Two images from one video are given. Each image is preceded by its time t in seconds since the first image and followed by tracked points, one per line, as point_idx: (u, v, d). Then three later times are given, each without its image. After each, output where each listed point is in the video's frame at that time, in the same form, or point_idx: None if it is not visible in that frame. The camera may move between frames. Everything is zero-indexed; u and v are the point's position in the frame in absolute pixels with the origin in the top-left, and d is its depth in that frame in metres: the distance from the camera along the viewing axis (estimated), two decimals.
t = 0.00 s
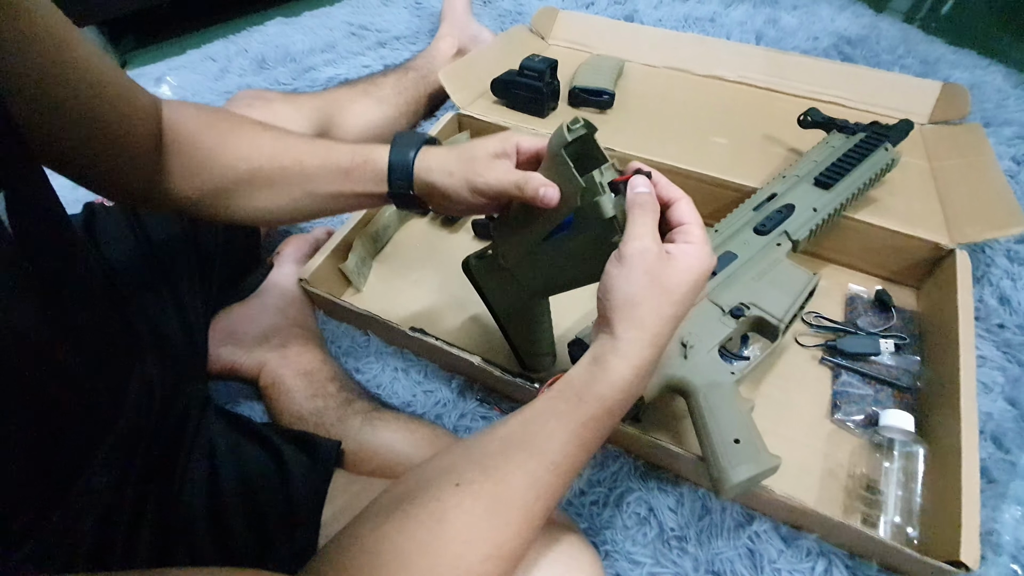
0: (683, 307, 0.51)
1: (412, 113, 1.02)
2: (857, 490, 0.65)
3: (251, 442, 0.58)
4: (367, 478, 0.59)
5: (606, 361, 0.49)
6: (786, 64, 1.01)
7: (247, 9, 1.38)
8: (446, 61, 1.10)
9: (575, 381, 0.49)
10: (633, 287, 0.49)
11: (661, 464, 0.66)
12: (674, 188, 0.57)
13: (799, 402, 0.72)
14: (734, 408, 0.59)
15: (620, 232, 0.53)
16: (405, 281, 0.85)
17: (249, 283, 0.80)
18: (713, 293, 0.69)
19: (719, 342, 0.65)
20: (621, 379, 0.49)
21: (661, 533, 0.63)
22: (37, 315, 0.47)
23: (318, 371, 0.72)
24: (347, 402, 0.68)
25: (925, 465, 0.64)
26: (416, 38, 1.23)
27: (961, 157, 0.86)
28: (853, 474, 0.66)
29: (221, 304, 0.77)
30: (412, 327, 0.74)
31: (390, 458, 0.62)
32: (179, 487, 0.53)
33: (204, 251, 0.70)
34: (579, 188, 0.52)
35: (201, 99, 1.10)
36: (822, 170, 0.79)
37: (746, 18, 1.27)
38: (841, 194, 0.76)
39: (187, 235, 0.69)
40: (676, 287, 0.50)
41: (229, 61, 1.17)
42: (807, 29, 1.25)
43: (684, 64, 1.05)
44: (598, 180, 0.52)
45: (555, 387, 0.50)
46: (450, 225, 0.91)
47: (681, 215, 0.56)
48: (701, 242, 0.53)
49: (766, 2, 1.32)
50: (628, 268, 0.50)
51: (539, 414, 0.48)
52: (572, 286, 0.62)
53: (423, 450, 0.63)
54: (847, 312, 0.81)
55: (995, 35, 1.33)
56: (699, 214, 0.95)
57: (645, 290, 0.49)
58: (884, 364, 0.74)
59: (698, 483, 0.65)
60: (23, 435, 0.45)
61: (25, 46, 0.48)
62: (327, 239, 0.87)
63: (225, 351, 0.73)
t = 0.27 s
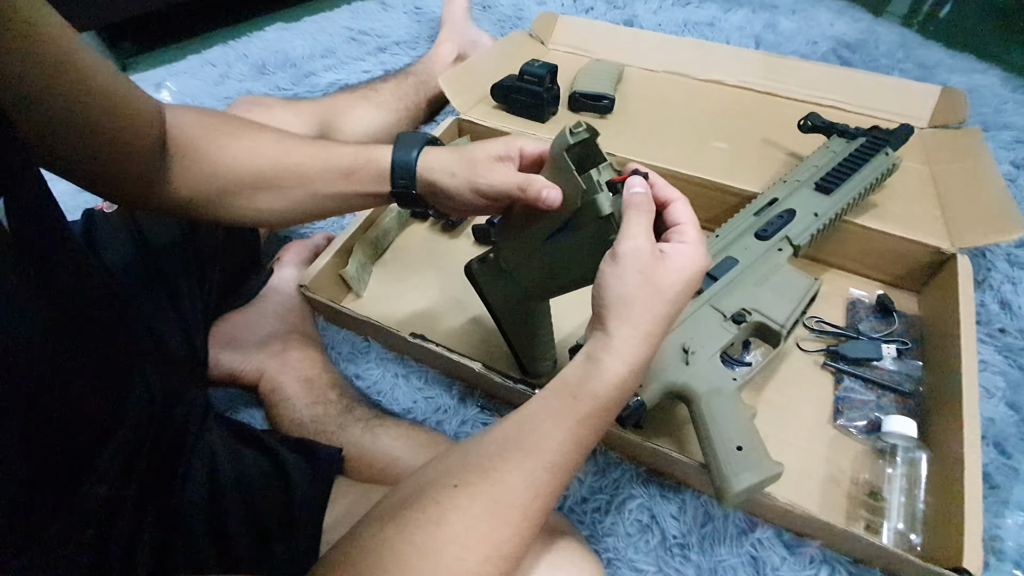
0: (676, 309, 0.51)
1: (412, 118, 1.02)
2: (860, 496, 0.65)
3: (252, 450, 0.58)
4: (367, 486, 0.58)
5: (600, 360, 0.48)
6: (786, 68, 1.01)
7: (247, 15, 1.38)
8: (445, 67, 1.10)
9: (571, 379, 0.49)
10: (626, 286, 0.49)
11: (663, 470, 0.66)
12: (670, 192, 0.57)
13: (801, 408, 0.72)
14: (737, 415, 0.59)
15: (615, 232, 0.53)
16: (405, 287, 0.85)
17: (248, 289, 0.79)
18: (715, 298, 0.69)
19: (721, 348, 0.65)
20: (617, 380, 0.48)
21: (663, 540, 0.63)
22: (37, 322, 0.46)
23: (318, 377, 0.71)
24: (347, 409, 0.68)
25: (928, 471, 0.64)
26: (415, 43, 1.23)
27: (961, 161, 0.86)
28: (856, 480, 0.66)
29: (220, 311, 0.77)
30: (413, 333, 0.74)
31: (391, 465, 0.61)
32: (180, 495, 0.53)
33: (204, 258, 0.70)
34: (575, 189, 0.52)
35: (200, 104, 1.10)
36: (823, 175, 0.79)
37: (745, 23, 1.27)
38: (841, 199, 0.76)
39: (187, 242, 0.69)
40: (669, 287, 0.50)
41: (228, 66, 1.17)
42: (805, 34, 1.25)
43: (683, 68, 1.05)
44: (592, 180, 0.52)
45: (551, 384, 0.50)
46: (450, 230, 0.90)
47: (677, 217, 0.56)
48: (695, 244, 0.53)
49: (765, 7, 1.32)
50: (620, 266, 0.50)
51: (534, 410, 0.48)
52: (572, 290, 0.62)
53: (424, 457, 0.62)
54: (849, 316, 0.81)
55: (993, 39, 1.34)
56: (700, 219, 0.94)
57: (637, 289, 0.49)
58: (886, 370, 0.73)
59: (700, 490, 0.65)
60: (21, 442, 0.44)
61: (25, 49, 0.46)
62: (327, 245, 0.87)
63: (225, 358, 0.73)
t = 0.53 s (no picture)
0: (666, 301, 0.50)
1: (414, 122, 1.02)
2: (865, 501, 0.65)
3: (255, 456, 0.58)
4: (371, 490, 0.58)
5: (586, 350, 0.47)
6: (788, 72, 1.01)
7: (249, 19, 1.38)
8: (448, 71, 1.10)
9: (559, 371, 0.48)
10: (614, 278, 0.48)
11: (667, 474, 0.65)
12: (666, 186, 0.56)
13: (805, 412, 0.72)
14: (741, 419, 0.58)
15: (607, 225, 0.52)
16: (406, 291, 0.84)
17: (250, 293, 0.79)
18: (718, 302, 0.68)
19: (725, 352, 0.65)
20: (605, 370, 0.47)
21: (667, 546, 0.63)
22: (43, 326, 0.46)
23: (320, 381, 0.71)
24: (350, 412, 0.68)
25: (933, 475, 0.64)
26: (418, 47, 1.23)
27: (963, 165, 0.86)
28: (861, 484, 0.66)
29: (222, 314, 0.77)
30: (416, 337, 0.74)
31: (394, 470, 0.61)
32: (183, 499, 0.52)
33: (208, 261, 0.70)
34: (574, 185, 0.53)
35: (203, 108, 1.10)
36: (826, 178, 0.78)
37: (746, 27, 1.28)
38: (844, 203, 0.76)
39: (190, 246, 0.69)
40: (656, 278, 0.49)
41: (231, 70, 1.17)
42: (807, 38, 1.25)
43: (685, 72, 1.05)
44: (586, 176, 0.52)
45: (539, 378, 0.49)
46: (452, 233, 0.90)
47: (669, 210, 0.54)
48: (685, 236, 0.52)
49: (766, 11, 1.32)
50: (609, 258, 0.49)
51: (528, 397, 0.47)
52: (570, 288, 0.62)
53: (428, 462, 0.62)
54: (852, 320, 0.81)
55: (993, 44, 1.34)
56: (702, 222, 0.94)
57: (625, 281, 0.48)
58: (890, 373, 0.73)
59: (704, 494, 0.65)
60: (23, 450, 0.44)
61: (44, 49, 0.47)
62: (330, 248, 0.87)
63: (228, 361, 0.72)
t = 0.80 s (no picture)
0: (659, 294, 0.50)
1: (417, 125, 1.03)
2: (868, 502, 0.65)
3: (258, 456, 0.58)
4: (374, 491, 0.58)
5: (581, 344, 0.48)
6: (790, 74, 1.01)
7: (254, 23, 1.39)
8: (450, 74, 1.11)
9: (553, 363, 0.48)
10: (606, 271, 0.49)
11: (669, 476, 0.65)
12: (664, 182, 0.56)
13: (808, 414, 0.72)
14: (743, 420, 0.58)
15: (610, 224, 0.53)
16: (409, 293, 0.85)
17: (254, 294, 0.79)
18: (720, 304, 0.69)
19: (728, 353, 0.65)
20: (597, 362, 0.47)
21: (669, 547, 0.63)
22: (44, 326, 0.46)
23: (323, 382, 0.71)
24: (353, 413, 0.68)
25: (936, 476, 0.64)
26: (421, 50, 1.24)
27: (965, 166, 0.86)
28: (864, 486, 0.66)
29: (226, 315, 0.77)
30: (419, 339, 0.74)
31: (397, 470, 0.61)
32: (187, 499, 0.53)
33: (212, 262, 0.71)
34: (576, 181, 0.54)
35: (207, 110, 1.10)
36: (828, 180, 0.78)
37: (748, 30, 1.28)
38: (846, 205, 0.76)
39: (194, 247, 0.69)
40: (647, 271, 0.49)
41: (235, 73, 1.18)
42: (808, 41, 1.25)
43: (687, 75, 1.05)
44: (587, 173, 0.53)
45: (531, 373, 0.49)
46: (454, 235, 0.91)
47: (665, 206, 0.54)
48: (679, 231, 0.52)
49: (768, 14, 1.33)
50: (601, 252, 0.49)
51: (529, 395, 0.47)
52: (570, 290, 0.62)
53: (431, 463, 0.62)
54: (855, 322, 0.81)
55: (994, 47, 1.34)
56: (705, 224, 0.94)
57: (617, 274, 0.48)
58: (893, 375, 0.73)
59: (706, 496, 0.65)
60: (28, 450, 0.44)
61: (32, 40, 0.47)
62: (332, 250, 0.88)
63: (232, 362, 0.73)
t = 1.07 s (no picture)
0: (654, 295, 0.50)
1: (419, 128, 1.03)
2: (871, 507, 0.64)
3: (260, 460, 0.58)
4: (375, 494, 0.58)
5: (578, 352, 0.48)
6: (792, 77, 1.01)
7: (257, 27, 1.40)
8: (452, 77, 1.11)
9: (552, 368, 0.48)
10: (601, 280, 0.48)
11: (671, 480, 0.65)
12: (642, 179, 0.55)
13: (810, 418, 0.71)
14: (744, 424, 0.58)
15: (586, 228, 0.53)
16: (411, 296, 0.85)
17: (256, 298, 0.79)
18: (722, 307, 0.68)
19: (729, 357, 0.65)
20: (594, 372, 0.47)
21: (671, 551, 0.63)
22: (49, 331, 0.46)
23: (325, 385, 0.71)
24: (355, 416, 0.68)
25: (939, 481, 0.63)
26: (423, 54, 1.24)
27: (968, 170, 0.86)
28: (867, 490, 0.66)
29: (229, 318, 0.77)
30: (420, 342, 0.74)
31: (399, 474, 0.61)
32: (189, 502, 0.53)
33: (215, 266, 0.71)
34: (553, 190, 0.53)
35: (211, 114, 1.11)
36: (829, 184, 0.78)
37: (750, 33, 1.28)
38: (849, 208, 0.76)
39: (198, 250, 0.69)
40: (643, 275, 0.49)
41: (239, 77, 1.18)
42: (810, 44, 1.25)
43: (689, 78, 1.05)
44: (563, 180, 0.52)
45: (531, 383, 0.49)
46: (456, 238, 0.91)
47: (647, 204, 0.54)
48: (666, 230, 0.52)
49: (770, 17, 1.33)
50: (595, 260, 0.49)
51: (531, 402, 0.47)
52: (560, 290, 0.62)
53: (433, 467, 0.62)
54: (857, 325, 0.81)
55: (997, 50, 1.34)
56: (706, 227, 0.94)
57: (613, 281, 0.48)
58: (896, 379, 0.73)
59: (708, 500, 0.64)
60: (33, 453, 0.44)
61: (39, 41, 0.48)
62: (335, 253, 0.88)
63: (234, 365, 0.73)
